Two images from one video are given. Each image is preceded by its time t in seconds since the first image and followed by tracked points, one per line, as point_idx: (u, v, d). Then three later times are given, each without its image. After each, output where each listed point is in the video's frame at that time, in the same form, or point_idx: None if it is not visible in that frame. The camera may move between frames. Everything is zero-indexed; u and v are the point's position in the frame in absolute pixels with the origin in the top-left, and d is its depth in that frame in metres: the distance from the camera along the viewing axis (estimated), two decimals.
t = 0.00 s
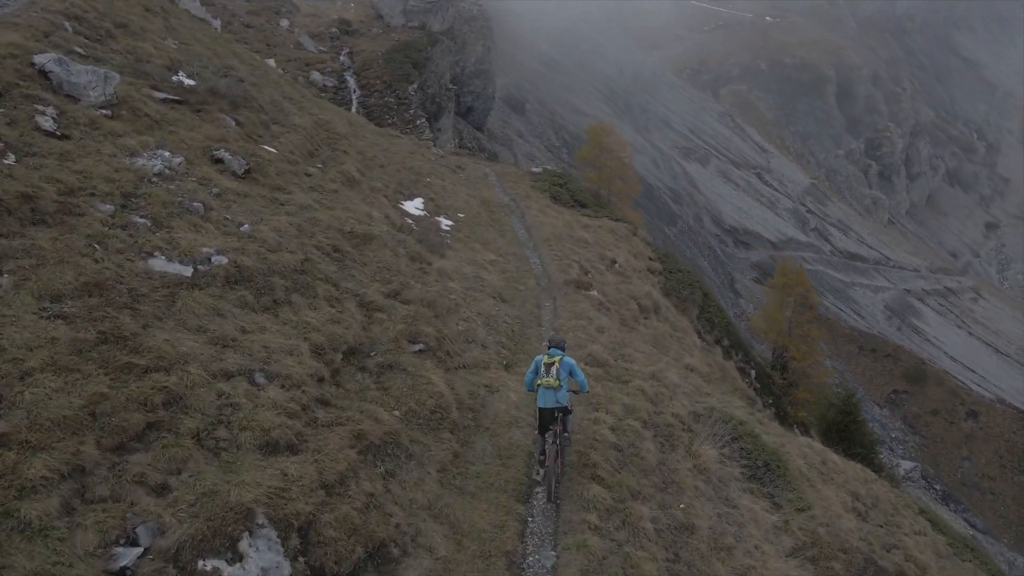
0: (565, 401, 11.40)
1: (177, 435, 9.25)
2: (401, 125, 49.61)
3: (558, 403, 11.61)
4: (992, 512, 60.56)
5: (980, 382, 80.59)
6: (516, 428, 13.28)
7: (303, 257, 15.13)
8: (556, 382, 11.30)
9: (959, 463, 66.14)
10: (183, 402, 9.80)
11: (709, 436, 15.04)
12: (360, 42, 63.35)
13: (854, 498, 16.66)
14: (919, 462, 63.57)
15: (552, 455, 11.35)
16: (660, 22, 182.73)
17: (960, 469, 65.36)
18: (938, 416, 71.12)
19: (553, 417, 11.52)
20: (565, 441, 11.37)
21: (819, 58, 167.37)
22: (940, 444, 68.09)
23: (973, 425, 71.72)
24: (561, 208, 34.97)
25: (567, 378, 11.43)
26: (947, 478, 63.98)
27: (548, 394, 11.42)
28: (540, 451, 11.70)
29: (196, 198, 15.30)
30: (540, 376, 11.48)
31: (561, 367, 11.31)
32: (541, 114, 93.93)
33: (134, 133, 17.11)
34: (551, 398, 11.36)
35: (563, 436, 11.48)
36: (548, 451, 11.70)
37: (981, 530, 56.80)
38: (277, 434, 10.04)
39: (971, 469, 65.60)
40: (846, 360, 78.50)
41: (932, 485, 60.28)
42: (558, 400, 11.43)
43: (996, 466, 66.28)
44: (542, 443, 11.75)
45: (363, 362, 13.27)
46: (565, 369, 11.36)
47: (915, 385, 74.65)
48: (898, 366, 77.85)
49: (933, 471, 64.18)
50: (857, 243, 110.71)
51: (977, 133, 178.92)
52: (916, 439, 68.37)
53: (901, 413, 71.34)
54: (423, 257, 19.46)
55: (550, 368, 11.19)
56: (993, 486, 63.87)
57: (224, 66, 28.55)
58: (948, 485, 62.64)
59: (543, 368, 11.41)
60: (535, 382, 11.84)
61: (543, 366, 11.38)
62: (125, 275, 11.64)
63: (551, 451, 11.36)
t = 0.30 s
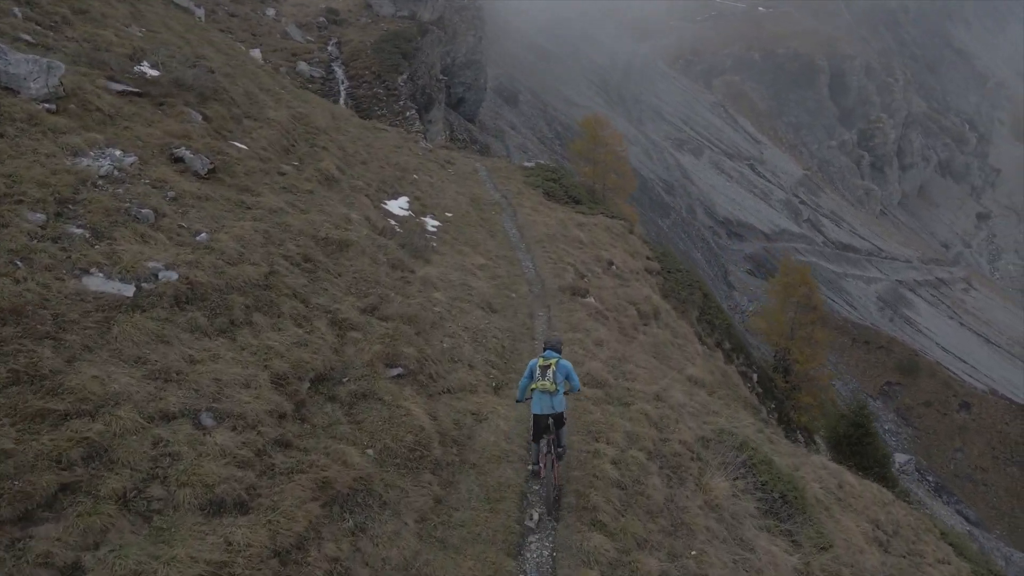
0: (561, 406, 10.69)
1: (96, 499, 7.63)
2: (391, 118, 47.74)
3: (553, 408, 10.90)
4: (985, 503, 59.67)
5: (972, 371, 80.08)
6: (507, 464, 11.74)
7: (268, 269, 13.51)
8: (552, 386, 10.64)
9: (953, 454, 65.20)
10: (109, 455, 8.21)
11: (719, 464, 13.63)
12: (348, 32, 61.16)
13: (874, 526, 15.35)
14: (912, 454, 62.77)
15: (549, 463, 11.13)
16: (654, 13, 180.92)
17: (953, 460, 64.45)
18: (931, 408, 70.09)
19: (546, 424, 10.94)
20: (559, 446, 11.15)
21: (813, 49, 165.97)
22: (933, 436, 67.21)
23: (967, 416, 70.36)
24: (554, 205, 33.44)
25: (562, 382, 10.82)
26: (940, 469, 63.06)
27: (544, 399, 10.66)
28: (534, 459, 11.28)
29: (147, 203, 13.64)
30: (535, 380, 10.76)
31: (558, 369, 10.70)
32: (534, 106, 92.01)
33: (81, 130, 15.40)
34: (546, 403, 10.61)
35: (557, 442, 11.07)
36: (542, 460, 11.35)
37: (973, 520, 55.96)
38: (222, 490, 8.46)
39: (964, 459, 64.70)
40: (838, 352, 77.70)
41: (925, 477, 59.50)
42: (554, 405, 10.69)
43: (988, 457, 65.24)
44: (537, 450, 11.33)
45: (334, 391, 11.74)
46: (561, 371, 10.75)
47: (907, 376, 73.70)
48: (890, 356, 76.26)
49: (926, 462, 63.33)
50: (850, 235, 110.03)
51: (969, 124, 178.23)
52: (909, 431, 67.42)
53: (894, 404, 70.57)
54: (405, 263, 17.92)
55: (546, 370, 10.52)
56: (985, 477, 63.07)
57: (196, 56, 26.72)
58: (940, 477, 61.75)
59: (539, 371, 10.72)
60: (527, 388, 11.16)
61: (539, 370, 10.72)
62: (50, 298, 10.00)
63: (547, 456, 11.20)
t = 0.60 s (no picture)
0: (559, 413, 10.15)
1: None
2: (381, 108, 46.01)
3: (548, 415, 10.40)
4: (978, 492, 59.20)
5: (964, 361, 79.77)
6: (500, 506, 10.38)
7: (231, 284, 12.01)
8: (550, 392, 10.03)
9: (945, 444, 64.50)
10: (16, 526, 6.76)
11: (734, 496, 12.38)
12: (336, 19, 59.00)
13: (899, 556, 14.22)
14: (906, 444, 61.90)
15: (543, 476, 10.27)
16: None
17: (945, 450, 63.73)
18: (924, 397, 69.39)
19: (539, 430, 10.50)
20: (553, 458, 10.57)
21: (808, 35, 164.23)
22: (926, 425, 66.49)
23: (959, 405, 69.68)
24: (549, 200, 31.93)
25: (557, 387, 10.27)
26: (933, 459, 62.41)
27: (540, 406, 10.13)
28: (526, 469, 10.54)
29: (93, 210, 12.06)
30: (529, 386, 10.14)
31: (554, 373, 10.13)
32: (527, 94, 90.05)
33: (23, 126, 13.79)
34: (543, 411, 10.08)
35: (552, 450, 10.53)
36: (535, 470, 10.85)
37: (966, 510, 55.33)
38: (157, 565, 7.03)
39: (957, 449, 64.00)
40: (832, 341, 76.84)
41: (918, 466, 58.78)
42: (550, 411, 10.18)
43: (981, 446, 64.60)
44: (529, 456, 10.80)
45: (302, 424, 10.34)
46: (556, 375, 10.22)
47: (900, 365, 73.03)
48: (884, 346, 76.03)
49: (919, 452, 62.54)
50: (843, 223, 109.23)
51: (963, 112, 176.98)
52: (901, 420, 66.69)
53: (888, 394, 69.94)
54: (388, 269, 16.43)
55: (542, 376, 9.94)
56: (978, 466, 62.41)
57: (167, 43, 24.84)
58: (933, 466, 61.13)
59: (533, 377, 10.11)
60: (518, 393, 10.58)
61: (534, 375, 10.11)
62: None
63: (541, 471, 10.45)
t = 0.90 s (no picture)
0: (554, 414, 9.84)
1: None
2: (376, 99, 44.74)
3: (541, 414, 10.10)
4: (976, 484, 58.50)
5: (961, 352, 79.12)
6: (495, 546, 9.29)
7: (197, 297, 10.82)
8: (548, 393, 9.69)
9: (943, 436, 63.53)
10: None
11: (750, 525, 11.37)
12: (329, 9, 57.45)
13: None
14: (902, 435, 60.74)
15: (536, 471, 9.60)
16: None
17: (943, 442, 62.83)
18: (922, 389, 68.51)
19: (529, 425, 10.16)
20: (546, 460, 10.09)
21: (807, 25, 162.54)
22: (923, 417, 65.48)
23: (957, 397, 68.49)
24: (546, 195, 30.68)
25: (554, 387, 9.95)
26: (931, 451, 61.64)
27: (536, 405, 9.83)
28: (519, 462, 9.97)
29: (43, 215, 10.81)
30: (526, 386, 9.80)
31: (551, 372, 9.81)
32: (524, 85, 88.53)
33: None
34: (539, 411, 9.77)
35: (546, 451, 10.03)
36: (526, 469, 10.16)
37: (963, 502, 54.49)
38: None
39: (955, 441, 63.07)
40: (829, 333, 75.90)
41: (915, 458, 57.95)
42: (547, 412, 9.84)
43: (979, 438, 63.74)
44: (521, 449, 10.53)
45: (273, 456, 9.22)
46: (553, 374, 9.91)
47: (898, 358, 72.17)
48: (882, 338, 75.33)
49: (917, 444, 61.59)
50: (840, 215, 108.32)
51: (960, 103, 175.64)
52: (899, 412, 65.65)
53: (885, 386, 69.22)
54: (374, 275, 15.26)
55: (541, 377, 9.61)
56: (976, 458, 61.40)
57: (143, 31, 23.18)
58: (931, 458, 60.48)
59: (529, 377, 9.77)
60: (510, 391, 10.23)
61: (530, 375, 9.75)
62: None
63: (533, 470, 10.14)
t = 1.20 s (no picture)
0: (554, 401, 9.76)
1: None
2: (375, 87, 43.56)
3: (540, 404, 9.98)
4: (976, 472, 57.80)
5: (962, 340, 78.48)
6: None
7: (167, 310, 9.86)
8: (547, 379, 9.61)
9: (943, 424, 62.70)
10: None
11: (768, 551, 10.57)
12: None
13: None
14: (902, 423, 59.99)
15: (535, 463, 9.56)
16: None
17: (944, 430, 61.97)
18: (923, 377, 67.78)
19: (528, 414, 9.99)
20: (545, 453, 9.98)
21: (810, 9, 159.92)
22: (924, 406, 64.56)
23: (958, 385, 67.86)
24: (547, 186, 29.62)
25: (553, 374, 9.88)
26: (931, 440, 60.88)
27: (535, 393, 9.70)
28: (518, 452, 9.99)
29: None
30: (524, 374, 9.74)
31: (550, 359, 9.79)
32: (523, 71, 86.81)
33: None
34: (539, 398, 9.64)
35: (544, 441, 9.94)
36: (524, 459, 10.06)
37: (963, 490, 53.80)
38: None
39: (955, 430, 62.33)
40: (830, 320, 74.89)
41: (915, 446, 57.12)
42: (546, 400, 9.73)
43: (979, 426, 63.12)
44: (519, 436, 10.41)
45: (248, 487, 8.32)
46: (552, 362, 9.82)
47: (899, 346, 71.53)
48: (883, 327, 74.65)
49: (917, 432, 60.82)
50: (841, 202, 107.24)
51: (962, 88, 173.81)
52: (899, 400, 64.87)
53: (886, 374, 68.54)
54: (365, 278, 14.23)
55: (539, 363, 9.53)
56: (977, 446, 60.78)
57: (125, 15, 20.64)
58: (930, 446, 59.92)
59: (528, 364, 9.72)
60: (508, 379, 10.14)
61: (528, 361, 9.69)
62: None
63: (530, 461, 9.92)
